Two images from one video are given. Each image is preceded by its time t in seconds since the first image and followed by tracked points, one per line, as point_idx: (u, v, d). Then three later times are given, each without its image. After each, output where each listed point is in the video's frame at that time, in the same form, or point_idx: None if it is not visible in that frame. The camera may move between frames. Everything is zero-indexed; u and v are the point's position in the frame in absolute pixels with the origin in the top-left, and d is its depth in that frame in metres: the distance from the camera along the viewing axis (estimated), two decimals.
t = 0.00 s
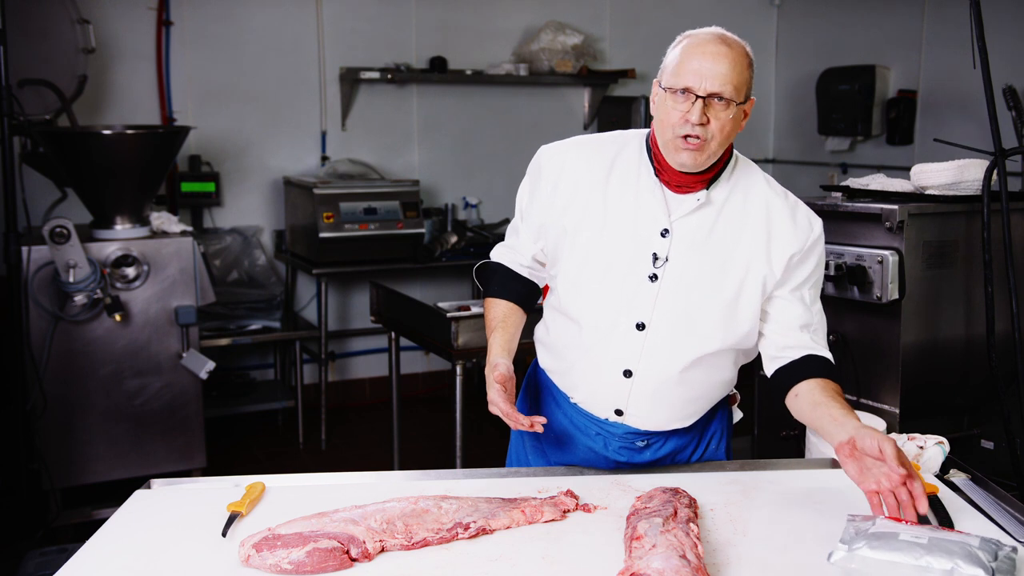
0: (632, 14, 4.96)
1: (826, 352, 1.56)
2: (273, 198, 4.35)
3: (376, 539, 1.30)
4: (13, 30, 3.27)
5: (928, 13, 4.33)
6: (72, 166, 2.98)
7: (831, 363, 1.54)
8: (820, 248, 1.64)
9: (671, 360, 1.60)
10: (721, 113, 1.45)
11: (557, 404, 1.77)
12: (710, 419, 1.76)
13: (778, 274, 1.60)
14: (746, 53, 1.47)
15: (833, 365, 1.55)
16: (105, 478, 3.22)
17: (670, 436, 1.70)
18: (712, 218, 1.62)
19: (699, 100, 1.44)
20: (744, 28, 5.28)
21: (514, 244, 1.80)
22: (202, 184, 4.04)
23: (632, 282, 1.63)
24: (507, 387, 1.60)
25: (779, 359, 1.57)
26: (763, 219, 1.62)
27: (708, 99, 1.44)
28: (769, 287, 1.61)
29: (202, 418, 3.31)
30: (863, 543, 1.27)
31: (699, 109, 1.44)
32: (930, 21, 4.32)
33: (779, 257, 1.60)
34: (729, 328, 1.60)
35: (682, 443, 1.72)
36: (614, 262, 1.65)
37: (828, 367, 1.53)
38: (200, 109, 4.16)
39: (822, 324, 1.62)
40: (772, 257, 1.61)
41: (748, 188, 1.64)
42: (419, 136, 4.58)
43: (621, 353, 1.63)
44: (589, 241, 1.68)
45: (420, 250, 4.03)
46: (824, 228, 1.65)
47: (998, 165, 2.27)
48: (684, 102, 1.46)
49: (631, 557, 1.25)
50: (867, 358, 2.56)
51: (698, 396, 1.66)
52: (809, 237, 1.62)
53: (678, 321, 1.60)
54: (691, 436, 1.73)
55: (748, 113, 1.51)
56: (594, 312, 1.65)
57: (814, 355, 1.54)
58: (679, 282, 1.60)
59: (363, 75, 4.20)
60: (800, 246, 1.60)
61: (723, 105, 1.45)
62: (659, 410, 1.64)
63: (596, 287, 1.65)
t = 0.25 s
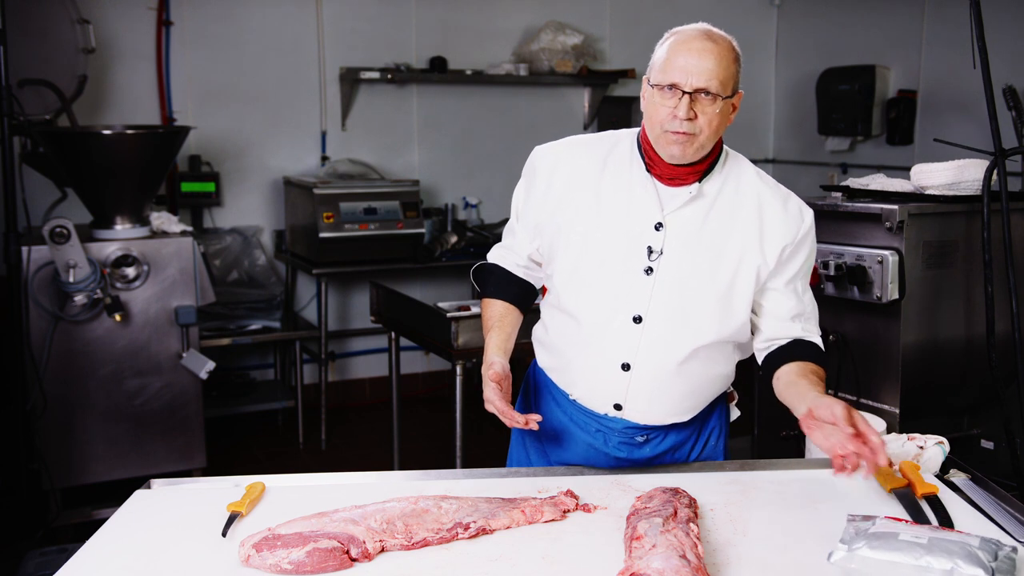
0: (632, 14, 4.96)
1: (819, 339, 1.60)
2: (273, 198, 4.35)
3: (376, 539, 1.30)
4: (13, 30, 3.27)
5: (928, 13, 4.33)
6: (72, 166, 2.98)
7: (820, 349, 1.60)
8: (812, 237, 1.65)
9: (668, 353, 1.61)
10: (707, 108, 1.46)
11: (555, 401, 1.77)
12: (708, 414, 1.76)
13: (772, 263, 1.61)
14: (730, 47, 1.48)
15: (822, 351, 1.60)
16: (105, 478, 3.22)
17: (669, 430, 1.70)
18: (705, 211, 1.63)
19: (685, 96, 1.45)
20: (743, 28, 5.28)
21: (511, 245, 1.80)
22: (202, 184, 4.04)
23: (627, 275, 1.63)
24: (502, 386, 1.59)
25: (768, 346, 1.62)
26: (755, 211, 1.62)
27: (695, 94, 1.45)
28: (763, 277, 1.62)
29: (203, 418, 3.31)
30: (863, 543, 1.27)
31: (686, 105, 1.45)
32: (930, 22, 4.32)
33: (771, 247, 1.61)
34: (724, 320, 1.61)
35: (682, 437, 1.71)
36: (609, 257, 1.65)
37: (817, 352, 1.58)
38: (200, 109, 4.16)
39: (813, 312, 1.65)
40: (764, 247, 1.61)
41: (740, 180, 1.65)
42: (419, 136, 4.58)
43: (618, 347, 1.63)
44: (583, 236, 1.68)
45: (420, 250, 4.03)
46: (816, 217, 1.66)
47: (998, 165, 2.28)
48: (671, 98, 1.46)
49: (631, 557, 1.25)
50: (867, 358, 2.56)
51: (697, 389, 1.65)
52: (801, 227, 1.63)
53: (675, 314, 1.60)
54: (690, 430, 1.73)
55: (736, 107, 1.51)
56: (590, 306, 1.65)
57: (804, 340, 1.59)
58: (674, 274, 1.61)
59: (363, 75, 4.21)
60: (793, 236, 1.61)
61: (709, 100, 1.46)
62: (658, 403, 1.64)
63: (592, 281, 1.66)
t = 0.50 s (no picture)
0: (632, 14, 4.96)
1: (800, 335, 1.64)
2: (273, 198, 4.35)
3: (376, 538, 1.30)
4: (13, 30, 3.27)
5: (928, 13, 4.33)
6: (73, 166, 2.98)
7: (802, 345, 1.63)
8: (800, 233, 1.67)
9: (663, 349, 1.61)
10: (706, 112, 1.46)
11: (552, 400, 1.77)
12: (705, 409, 1.76)
13: (761, 259, 1.63)
14: (717, 49, 1.48)
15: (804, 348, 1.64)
16: (105, 478, 3.22)
17: (667, 426, 1.70)
18: (696, 209, 1.64)
19: (684, 104, 1.45)
20: (743, 28, 5.28)
21: (505, 246, 1.81)
22: (202, 184, 4.04)
23: (621, 274, 1.64)
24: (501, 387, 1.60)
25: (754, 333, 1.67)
26: (744, 209, 1.64)
27: (693, 101, 1.45)
28: (753, 273, 1.64)
29: (203, 418, 3.31)
30: (863, 543, 1.27)
31: (686, 112, 1.45)
32: (930, 22, 4.32)
33: (760, 244, 1.63)
34: (718, 315, 1.62)
35: (680, 433, 1.72)
36: (603, 256, 1.66)
37: (795, 348, 1.62)
38: (200, 109, 4.16)
39: (800, 307, 1.67)
40: (754, 244, 1.63)
41: (729, 179, 1.67)
42: (419, 136, 4.58)
43: (614, 345, 1.63)
44: (577, 236, 1.69)
45: (420, 250, 4.03)
46: (803, 214, 1.69)
47: (998, 165, 2.28)
48: (669, 106, 1.46)
49: (631, 556, 1.25)
50: (867, 358, 2.56)
51: (693, 385, 1.66)
52: (788, 224, 1.65)
53: (669, 311, 1.61)
54: (687, 425, 1.73)
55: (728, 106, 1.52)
56: (585, 305, 1.66)
57: (783, 334, 1.63)
58: (668, 272, 1.62)
59: (363, 75, 4.21)
60: (781, 232, 1.63)
61: (706, 105, 1.46)
62: (654, 401, 1.64)
63: (587, 280, 1.66)
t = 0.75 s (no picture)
0: (632, 14, 4.96)
1: (780, 326, 1.69)
2: (273, 198, 4.35)
3: (376, 538, 1.30)
4: (13, 30, 3.27)
5: (928, 13, 4.33)
6: (73, 166, 2.98)
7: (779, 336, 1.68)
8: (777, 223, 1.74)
9: (654, 343, 1.65)
10: (686, 109, 1.52)
11: (544, 401, 1.77)
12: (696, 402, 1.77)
13: (744, 249, 1.69)
14: (693, 48, 1.54)
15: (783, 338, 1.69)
16: (105, 478, 3.22)
17: (660, 420, 1.71)
18: (679, 205, 1.69)
19: (667, 101, 1.50)
20: (743, 28, 5.28)
21: (489, 254, 1.83)
22: (202, 184, 4.04)
23: (609, 271, 1.68)
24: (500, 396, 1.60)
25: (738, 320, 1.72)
26: (725, 202, 1.70)
27: (674, 98, 1.50)
28: (736, 263, 1.69)
29: (203, 418, 3.31)
30: (863, 543, 1.27)
31: (669, 109, 1.50)
32: (930, 22, 4.32)
33: (742, 234, 1.69)
34: (706, 306, 1.67)
35: (673, 427, 1.73)
36: (590, 254, 1.70)
37: (773, 338, 1.67)
38: (200, 109, 4.16)
39: (781, 296, 1.73)
40: (736, 235, 1.69)
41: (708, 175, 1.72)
42: (419, 136, 4.58)
43: (606, 341, 1.66)
44: (564, 236, 1.72)
45: (420, 250, 4.02)
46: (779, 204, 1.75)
47: (998, 165, 2.28)
48: (652, 104, 1.51)
49: (631, 556, 1.25)
50: (867, 358, 2.56)
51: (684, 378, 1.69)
52: (766, 214, 1.71)
53: (658, 304, 1.65)
54: (679, 420, 1.74)
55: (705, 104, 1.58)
56: (575, 304, 1.69)
57: (762, 325, 1.69)
58: (656, 266, 1.66)
59: (363, 75, 4.21)
60: (760, 222, 1.70)
61: (687, 102, 1.52)
62: (648, 395, 1.66)
63: (575, 279, 1.70)
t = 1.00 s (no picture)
0: (631, 14, 4.96)
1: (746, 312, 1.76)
2: (273, 198, 4.35)
3: (376, 538, 1.30)
4: (13, 30, 3.27)
5: (928, 13, 4.33)
6: (73, 166, 2.98)
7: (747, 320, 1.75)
8: (734, 213, 1.80)
9: (623, 336, 1.68)
10: (643, 103, 1.57)
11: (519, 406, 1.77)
12: (668, 397, 1.79)
13: (705, 240, 1.75)
14: (644, 45, 1.60)
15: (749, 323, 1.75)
16: (105, 478, 3.22)
17: (634, 417, 1.73)
18: (639, 201, 1.73)
19: (624, 95, 1.55)
20: (743, 28, 5.29)
21: (454, 264, 1.81)
22: (202, 184, 4.04)
23: (576, 268, 1.70)
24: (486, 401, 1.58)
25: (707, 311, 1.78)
26: (683, 197, 1.75)
27: (630, 92, 1.55)
28: (699, 255, 1.75)
29: (203, 418, 3.31)
30: (863, 543, 1.27)
31: (626, 103, 1.55)
32: (930, 22, 4.32)
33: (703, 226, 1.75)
34: (672, 298, 1.71)
35: (647, 423, 1.75)
36: (556, 253, 1.72)
37: (743, 325, 1.73)
38: (200, 109, 4.16)
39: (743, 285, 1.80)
40: (697, 227, 1.75)
41: (665, 170, 1.77)
42: (419, 136, 4.58)
43: (576, 338, 1.69)
44: (529, 237, 1.74)
45: (420, 250, 4.02)
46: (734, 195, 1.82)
47: (998, 165, 2.28)
48: (610, 98, 1.56)
49: (631, 556, 1.25)
50: (867, 358, 2.56)
51: (656, 371, 1.72)
52: (724, 206, 1.78)
53: (625, 298, 1.69)
54: (653, 416, 1.76)
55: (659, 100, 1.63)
56: (543, 302, 1.71)
57: (729, 313, 1.76)
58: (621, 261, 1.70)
59: (363, 75, 4.22)
60: (718, 214, 1.76)
61: (644, 96, 1.57)
62: (620, 389, 1.69)
63: (542, 278, 1.72)
